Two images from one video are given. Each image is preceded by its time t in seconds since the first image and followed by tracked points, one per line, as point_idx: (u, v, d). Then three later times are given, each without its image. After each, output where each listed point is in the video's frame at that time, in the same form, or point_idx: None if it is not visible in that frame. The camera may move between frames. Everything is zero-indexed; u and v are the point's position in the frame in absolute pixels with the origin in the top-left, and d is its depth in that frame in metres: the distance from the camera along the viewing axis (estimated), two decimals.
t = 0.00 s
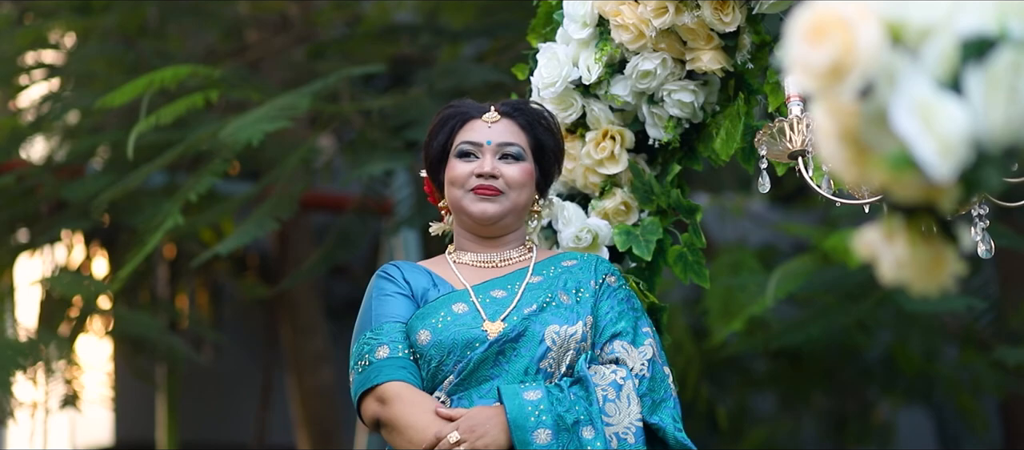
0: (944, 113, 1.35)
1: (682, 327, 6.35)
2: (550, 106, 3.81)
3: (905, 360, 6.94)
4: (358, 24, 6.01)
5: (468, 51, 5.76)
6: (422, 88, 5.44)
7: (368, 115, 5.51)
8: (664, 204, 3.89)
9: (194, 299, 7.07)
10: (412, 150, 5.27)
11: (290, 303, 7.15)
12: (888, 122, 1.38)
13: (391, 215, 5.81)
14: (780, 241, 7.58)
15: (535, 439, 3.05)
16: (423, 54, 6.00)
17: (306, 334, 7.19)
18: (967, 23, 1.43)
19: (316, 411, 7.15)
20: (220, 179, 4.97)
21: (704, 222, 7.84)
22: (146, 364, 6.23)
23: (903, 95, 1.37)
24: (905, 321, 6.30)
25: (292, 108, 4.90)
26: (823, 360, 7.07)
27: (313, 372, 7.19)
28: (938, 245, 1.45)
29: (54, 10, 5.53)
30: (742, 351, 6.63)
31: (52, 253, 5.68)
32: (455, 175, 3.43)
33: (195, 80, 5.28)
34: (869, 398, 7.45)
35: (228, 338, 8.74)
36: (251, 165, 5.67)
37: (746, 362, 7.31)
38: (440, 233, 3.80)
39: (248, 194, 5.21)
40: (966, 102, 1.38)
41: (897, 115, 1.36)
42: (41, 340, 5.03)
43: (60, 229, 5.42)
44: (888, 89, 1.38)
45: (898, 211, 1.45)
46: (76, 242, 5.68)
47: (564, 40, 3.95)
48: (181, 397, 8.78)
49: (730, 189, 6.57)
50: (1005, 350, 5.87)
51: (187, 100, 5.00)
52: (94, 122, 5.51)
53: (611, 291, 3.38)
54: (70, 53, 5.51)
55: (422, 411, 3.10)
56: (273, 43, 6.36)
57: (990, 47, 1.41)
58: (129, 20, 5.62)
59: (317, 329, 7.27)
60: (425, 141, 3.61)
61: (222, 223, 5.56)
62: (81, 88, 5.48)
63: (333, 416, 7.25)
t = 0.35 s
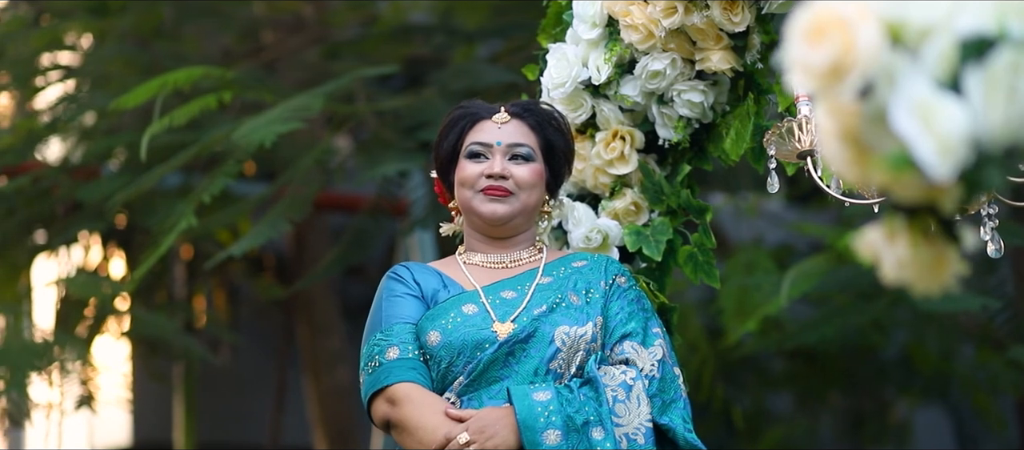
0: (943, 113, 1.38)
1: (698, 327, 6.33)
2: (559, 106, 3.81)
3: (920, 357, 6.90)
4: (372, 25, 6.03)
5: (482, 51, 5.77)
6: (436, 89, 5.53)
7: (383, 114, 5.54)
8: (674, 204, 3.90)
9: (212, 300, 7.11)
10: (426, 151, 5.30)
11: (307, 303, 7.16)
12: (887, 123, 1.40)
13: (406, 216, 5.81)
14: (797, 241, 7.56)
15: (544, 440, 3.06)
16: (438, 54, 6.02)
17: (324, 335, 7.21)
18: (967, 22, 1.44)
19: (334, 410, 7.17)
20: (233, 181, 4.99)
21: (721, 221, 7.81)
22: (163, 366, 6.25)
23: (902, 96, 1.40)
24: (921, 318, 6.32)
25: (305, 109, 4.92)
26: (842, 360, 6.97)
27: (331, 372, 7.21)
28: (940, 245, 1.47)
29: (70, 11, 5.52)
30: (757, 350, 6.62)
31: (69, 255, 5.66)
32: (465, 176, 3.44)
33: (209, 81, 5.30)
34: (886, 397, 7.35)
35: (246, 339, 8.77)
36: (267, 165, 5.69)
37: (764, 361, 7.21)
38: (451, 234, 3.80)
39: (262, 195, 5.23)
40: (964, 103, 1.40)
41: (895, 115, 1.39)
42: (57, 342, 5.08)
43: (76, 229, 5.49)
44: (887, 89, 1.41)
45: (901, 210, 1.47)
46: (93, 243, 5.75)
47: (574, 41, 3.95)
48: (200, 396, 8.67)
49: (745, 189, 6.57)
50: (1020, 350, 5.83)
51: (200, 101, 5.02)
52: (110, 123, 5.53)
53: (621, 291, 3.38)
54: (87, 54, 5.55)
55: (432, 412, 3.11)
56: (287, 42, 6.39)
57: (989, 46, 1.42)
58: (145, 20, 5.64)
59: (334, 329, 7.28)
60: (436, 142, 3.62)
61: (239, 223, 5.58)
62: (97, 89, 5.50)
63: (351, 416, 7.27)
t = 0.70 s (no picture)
0: (945, 112, 1.45)
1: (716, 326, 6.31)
2: (573, 106, 3.82)
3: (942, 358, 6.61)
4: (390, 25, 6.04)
5: (499, 51, 5.77)
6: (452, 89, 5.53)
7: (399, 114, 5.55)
8: (688, 204, 3.90)
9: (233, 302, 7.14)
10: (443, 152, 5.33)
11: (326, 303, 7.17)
12: (891, 121, 1.49)
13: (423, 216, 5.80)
14: (816, 239, 7.49)
15: (557, 440, 3.06)
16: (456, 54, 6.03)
17: (344, 336, 7.22)
18: (970, 21, 1.51)
19: (354, 411, 7.18)
20: (250, 181, 5.01)
21: (740, 221, 7.75)
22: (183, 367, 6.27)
23: (906, 94, 1.48)
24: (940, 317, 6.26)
25: (321, 109, 4.93)
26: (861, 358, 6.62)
27: (351, 373, 7.22)
28: (945, 244, 1.53)
29: (89, 12, 5.61)
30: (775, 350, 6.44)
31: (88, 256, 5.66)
32: (478, 175, 3.44)
33: (226, 82, 5.31)
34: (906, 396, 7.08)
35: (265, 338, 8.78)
36: (286, 166, 5.71)
37: (783, 359, 6.82)
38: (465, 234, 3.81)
39: (279, 195, 5.25)
40: (967, 100, 1.48)
41: (898, 113, 1.47)
42: (76, 344, 5.09)
43: (94, 230, 5.50)
44: (891, 88, 1.49)
45: (906, 209, 1.54)
46: (112, 244, 5.74)
47: (587, 40, 3.95)
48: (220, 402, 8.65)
49: (763, 187, 6.55)
50: None
51: (217, 102, 5.04)
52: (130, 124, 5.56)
53: (635, 291, 3.38)
54: (105, 54, 5.64)
55: (445, 412, 3.11)
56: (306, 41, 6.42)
57: (991, 45, 1.50)
58: (164, 20, 5.74)
59: (354, 329, 7.28)
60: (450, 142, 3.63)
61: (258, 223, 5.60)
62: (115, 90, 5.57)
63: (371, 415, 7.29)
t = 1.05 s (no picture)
0: (953, 108, 1.47)
1: (738, 325, 6.28)
2: (589, 105, 3.81)
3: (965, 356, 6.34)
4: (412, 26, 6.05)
5: (521, 51, 5.76)
6: (472, 89, 5.48)
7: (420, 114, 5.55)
8: (704, 202, 3.89)
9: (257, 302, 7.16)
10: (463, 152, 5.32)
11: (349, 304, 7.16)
12: (898, 118, 1.50)
13: (444, 215, 5.79)
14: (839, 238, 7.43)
15: (573, 439, 3.06)
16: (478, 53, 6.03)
17: (367, 336, 7.22)
18: (979, 17, 1.53)
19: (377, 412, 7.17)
20: (269, 181, 5.02)
21: (762, 219, 7.70)
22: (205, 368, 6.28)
23: (913, 90, 1.49)
24: (964, 316, 6.20)
25: (340, 109, 4.94)
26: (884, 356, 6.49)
27: (374, 374, 7.20)
28: (955, 241, 1.53)
29: (111, 13, 5.67)
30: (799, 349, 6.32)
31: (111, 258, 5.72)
32: (495, 175, 3.44)
33: (246, 82, 5.33)
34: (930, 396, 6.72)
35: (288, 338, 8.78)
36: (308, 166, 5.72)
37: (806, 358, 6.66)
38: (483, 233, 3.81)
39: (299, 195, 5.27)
40: (975, 96, 1.49)
41: (906, 109, 1.49)
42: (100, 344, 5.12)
43: (116, 231, 5.51)
44: (898, 84, 1.50)
45: (916, 207, 1.55)
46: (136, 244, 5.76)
47: (603, 39, 3.95)
48: (242, 400, 8.68)
49: (785, 185, 6.52)
50: None
51: (236, 103, 5.05)
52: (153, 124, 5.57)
53: (651, 290, 3.37)
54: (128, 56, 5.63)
55: (461, 411, 3.12)
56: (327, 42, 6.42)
57: (999, 40, 1.51)
58: (185, 23, 5.70)
59: (378, 329, 7.28)
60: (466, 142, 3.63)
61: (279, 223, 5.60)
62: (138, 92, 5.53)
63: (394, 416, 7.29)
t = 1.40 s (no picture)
0: (960, 101, 1.50)
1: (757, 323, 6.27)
2: (604, 102, 3.80)
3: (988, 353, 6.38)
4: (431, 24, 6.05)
5: (540, 48, 5.76)
6: (490, 88, 5.46)
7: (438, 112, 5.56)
8: (719, 199, 3.90)
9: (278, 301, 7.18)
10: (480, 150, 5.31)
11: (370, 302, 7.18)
12: (905, 111, 1.53)
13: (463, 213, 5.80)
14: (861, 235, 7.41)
15: (588, 436, 3.07)
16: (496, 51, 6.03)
17: (387, 335, 7.23)
18: (985, 10, 1.55)
19: (397, 411, 7.19)
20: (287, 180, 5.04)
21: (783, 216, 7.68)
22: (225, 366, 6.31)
23: (921, 84, 1.52)
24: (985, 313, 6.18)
25: (357, 108, 4.95)
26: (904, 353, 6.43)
27: (394, 372, 7.21)
28: (964, 237, 1.58)
29: (130, 12, 5.63)
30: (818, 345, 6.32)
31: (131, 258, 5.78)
32: (510, 172, 3.45)
33: (264, 81, 5.34)
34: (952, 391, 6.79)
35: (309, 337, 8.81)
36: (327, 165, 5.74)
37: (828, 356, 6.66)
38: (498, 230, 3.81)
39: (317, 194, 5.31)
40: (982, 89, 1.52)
41: (913, 103, 1.51)
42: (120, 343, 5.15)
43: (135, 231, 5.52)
44: (906, 78, 1.53)
45: (923, 201, 1.59)
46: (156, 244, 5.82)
47: (617, 36, 3.95)
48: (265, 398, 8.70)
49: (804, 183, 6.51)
50: None
51: (252, 101, 5.06)
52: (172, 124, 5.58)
53: (666, 287, 3.37)
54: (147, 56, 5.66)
55: (476, 407, 3.13)
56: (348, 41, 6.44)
57: (1004, 34, 1.54)
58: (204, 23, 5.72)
59: (399, 327, 7.29)
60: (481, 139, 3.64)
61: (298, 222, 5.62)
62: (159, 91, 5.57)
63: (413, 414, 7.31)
